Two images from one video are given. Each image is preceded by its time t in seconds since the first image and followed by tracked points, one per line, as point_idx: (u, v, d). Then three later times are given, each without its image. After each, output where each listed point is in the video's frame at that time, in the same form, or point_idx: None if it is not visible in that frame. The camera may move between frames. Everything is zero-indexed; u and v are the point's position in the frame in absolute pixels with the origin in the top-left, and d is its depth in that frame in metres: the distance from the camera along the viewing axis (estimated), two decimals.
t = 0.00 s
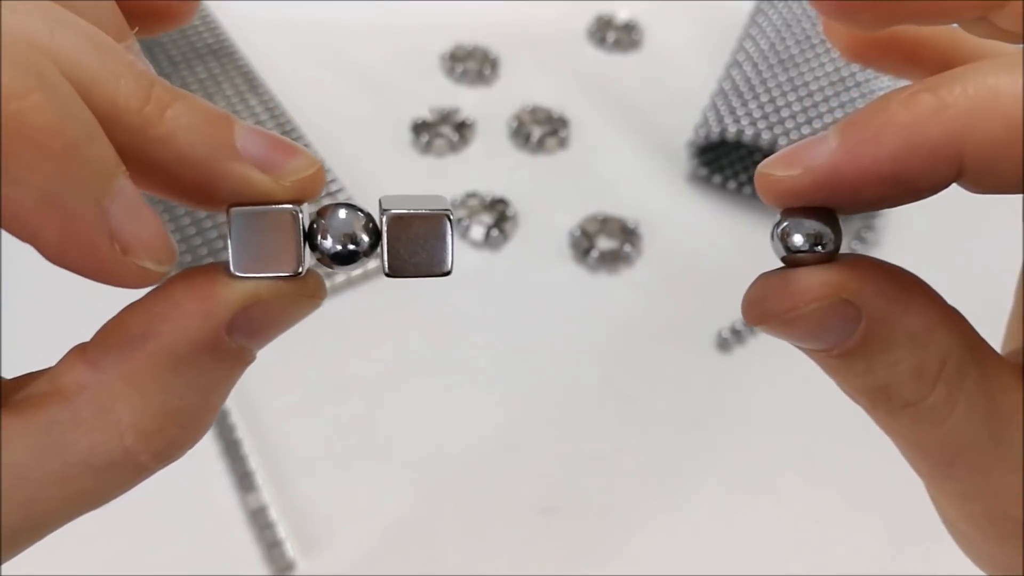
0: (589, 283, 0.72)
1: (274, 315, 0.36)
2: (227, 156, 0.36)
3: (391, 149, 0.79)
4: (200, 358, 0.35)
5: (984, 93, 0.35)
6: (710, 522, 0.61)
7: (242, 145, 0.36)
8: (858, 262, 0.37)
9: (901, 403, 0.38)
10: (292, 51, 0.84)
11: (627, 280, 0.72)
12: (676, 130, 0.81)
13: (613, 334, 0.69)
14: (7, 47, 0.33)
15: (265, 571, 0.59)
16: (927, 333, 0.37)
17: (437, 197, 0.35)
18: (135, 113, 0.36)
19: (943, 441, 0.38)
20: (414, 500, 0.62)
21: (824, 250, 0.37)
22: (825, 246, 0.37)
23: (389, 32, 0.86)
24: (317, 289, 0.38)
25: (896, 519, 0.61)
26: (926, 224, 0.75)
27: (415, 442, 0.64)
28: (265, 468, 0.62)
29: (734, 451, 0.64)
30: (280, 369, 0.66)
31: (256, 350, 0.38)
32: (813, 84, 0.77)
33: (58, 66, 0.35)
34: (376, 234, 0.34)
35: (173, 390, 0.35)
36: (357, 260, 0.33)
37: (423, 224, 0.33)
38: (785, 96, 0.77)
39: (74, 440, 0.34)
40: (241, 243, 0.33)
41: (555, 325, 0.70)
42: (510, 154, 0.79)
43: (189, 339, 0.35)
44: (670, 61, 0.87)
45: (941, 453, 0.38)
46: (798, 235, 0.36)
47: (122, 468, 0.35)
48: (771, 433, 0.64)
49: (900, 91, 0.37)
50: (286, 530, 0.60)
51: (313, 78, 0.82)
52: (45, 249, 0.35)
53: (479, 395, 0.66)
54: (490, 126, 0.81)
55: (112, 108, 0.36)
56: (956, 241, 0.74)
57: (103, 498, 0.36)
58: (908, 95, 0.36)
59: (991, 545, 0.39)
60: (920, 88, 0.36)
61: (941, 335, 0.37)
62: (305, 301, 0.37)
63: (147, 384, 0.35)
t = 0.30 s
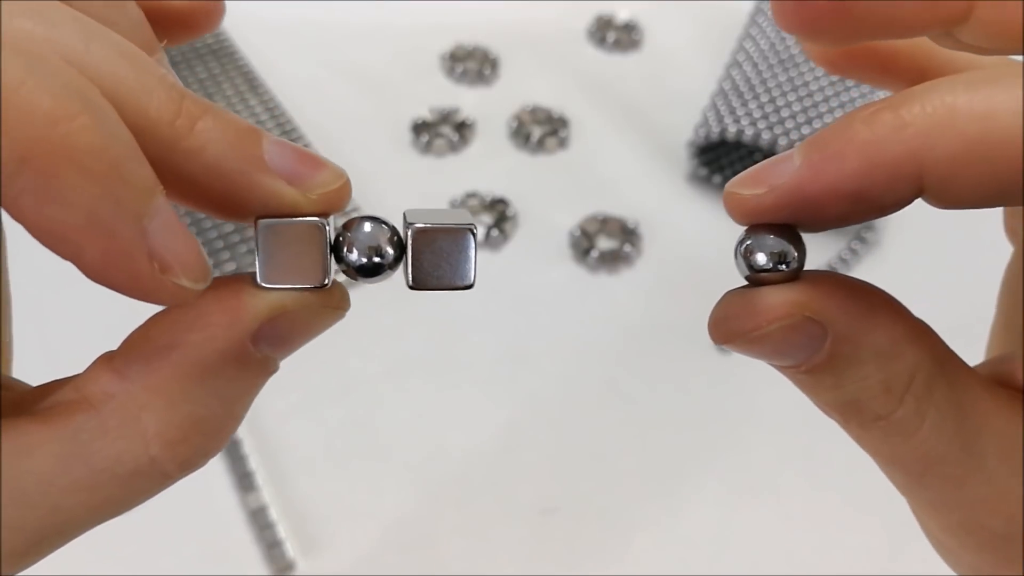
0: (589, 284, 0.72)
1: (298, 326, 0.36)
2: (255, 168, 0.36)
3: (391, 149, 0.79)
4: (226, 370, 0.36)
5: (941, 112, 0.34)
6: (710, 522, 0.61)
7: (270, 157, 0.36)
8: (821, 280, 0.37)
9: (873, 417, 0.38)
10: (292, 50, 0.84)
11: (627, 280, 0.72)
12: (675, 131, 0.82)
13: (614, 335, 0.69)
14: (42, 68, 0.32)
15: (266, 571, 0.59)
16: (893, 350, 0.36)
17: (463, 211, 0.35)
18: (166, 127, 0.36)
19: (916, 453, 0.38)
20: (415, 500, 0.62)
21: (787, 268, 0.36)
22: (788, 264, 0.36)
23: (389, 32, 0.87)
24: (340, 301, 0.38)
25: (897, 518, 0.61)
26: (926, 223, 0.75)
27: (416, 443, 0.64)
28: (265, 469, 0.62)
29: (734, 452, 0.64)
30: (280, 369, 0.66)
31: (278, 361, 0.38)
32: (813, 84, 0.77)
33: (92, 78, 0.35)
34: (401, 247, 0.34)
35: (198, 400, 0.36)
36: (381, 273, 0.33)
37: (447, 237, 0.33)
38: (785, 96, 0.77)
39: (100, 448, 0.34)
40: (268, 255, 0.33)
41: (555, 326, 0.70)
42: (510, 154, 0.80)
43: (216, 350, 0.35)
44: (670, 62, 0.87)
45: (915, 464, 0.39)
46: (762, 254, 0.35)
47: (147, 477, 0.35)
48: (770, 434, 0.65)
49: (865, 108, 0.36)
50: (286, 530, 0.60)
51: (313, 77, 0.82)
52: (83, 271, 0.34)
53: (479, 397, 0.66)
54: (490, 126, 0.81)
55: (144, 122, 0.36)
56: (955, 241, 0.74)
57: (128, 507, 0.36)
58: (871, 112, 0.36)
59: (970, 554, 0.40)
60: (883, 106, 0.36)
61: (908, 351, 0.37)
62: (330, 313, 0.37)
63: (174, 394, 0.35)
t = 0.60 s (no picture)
0: (589, 284, 0.72)
1: (304, 329, 0.36)
2: (263, 172, 0.36)
3: (391, 149, 0.79)
4: (232, 372, 0.36)
5: (927, 120, 0.34)
6: (710, 522, 0.61)
7: (277, 161, 0.36)
8: (807, 287, 0.36)
9: (862, 422, 0.38)
10: (292, 50, 0.84)
11: (627, 280, 0.73)
12: (675, 130, 0.82)
13: (614, 335, 0.69)
14: (58, 76, 0.33)
15: (265, 571, 0.59)
16: (882, 355, 0.36)
17: (469, 215, 0.35)
18: (176, 130, 0.36)
19: (906, 455, 0.38)
20: (414, 500, 0.62)
21: (771, 276, 0.36)
22: (771, 273, 0.36)
23: (389, 32, 0.87)
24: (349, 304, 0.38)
25: (897, 518, 0.61)
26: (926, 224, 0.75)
27: (416, 443, 0.64)
28: (265, 468, 0.62)
29: (734, 452, 0.64)
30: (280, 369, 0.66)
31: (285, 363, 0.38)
32: (813, 84, 0.77)
33: (104, 86, 0.35)
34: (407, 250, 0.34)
35: (204, 401, 0.36)
36: (388, 276, 0.34)
37: (454, 241, 0.33)
38: (785, 96, 0.77)
39: (106, 449, 0.34)
40: (274, 258, 0.33)
41: (555, 326, 0.70)
42: (510, 153, 0.80)
43: (223, 353, 0.35)
44: (670, 62, 0.87)
45: (906, 465, 0.39)
46: (745, 263, 0.35)
47: (152, 478, 0.35)
48: (771, 434, 0.65)
49: (849, 115, 0.36)
50: (286, 530, 0.60)
51: (313, 77, 0.82)
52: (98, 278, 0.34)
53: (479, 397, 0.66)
54: (490, 126, 0.81)
55: (154, 127, 0.36)
56: (955, 241, 0.74)
57: (132, 507, 0.36)
58: (856, 120, 0.36)
59: (963, 555, 0.41)
60: (868, 112, 0.35)
61: (897, 358, 0.37)
62: (339, 316, 0.36)
63: (179, 396, 0.35)
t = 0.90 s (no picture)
0: (589, 284, 0.73)
1: (301, 324, 0.36)
2: (261, 168, 0.36)
3: (391, 149, 0.79)
4: (230, 367, 0.36)
5: (932, 123, 0.34)
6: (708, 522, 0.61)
7: (275, 157, 0.36)
8: (811, 291, 0.36)
9: (866, 425, 0.38)
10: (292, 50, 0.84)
11: (627, 280, 0.73)
12: (675, 131, 0.82)
13: (613, 334, 0.70)
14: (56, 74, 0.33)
15: (265, 571, 0.59)
16: (887, 358, 0.36)
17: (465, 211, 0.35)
18: (173, 128, 0.36)
19: (911, 459, 0.38)
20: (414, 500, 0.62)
21: (769, 281, 0.36)
22: (771, 277, 0.36)
23: (389, 32, 0.87)
24: (346, 298, 0.38)
25: (899, 520, 0.61)
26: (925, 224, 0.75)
27: (416, 443, 0.64)
28: (265, 468, 0.62)
29: (733, 451, 0.64)
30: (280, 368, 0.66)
31: (282, 358, 0.38)
32: (813, 84, 0.77)
33: (104, 83, 0.36)
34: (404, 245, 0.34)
35: (202, 395, 0.36)
36: (384, 271, 0.34)
37: (450, 236, 0.33)
38: (785, 96, 0.77)
39: (104, 443, 0.34)
40: (273, 254, 0.33)
41: (555, 326, 0.70)
42: (510, 154, 0.80)
43: (221, 347, 0.35)
44: (670, 61, 0.87)
45: (910, 469, 0.39)
46: (743, 267, 0.36)
47: (150, 472, 0.35)
48: (769, 433, 0.65)
49: (853, 119, 0.36)
50: (286, 530, 0.60)
51: (313, 77, 0.82)
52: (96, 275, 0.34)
53: (479, 396, 0.66)
54: (490, 126, 0.81)
55: (151, 124, 0.36)
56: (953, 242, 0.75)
57: (131, 501, 0.36)
58: (860, 123, 0.36)
59: (964, 556, 0.41)
60: (872, 116, 0.36)
61: (901, 361, 0.36)
62: (335, 310, 0.36)
63: (178, 390, 0.35)
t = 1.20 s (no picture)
0: (588, 283, 0.73)
1: (295, 312, 0.36)
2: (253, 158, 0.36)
3: (391, 149, 0.79)
4: (225, 354, 0.36)
5: (942, 118, 0.34)
6: (707, 522, 0.62)
7: (266, 147, 0.37)
8: (826, 280, 0.37)
9: (877, 416, 0.38)
10: (293, 50, 0.84)
11: (626, 280, 0.73)
12: (675, 133, 0.82)
13: (612, 334, 0.70)
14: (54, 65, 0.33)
15: (266, 571, 0.59)
16: (898, 349, 0.37)
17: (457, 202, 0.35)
18: (168, 119, 0.36)
19: (921, 452, 0.38)
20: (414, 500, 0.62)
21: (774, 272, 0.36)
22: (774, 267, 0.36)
23: (390, 33, 0.87)
24: (338, 288, 0.38)
25: (897, 522, 0.62)
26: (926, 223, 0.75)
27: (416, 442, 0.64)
28: (265, 467, 0.62)
29: (732, 450, 0.64)
30: (280, 367, 0.66)
31: (276, 347, 0.38)
32: (813, 84, 0.78)
33: (100, 75, 0.36)
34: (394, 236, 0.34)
35: (198, 383, 0.36)
36: (375, 261, 0.34)
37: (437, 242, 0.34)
38: (785, 96, 0.78)
39: (102, 432, 0.34)
40: (266, 243, 0.34)
41: (554, 324, 0.70)
42: (510, 153, 0.80)
43: (215, 334, 0.35)
44: (670, 61, 0.87)
45: (920, 462, 0.39)
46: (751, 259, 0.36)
47: (147, 461, 0.36)
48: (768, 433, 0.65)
49: (865, 114, 0.36)
50: (286, 530, 0.60)
51: (314, 79, 0.83)
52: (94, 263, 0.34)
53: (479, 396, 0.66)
54: (490, 126, 0.81)
55: (147, 115, 0.36)
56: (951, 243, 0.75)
57: (128, 490, 0.36)
58: (871, 118, 0.36)
59: (971, 551, 0.40)
60: (883, 111, 0.36)
61: (913, 352, 0.37)
62: (327, 299, 0.37)
63: (173, 378, 0.36)
